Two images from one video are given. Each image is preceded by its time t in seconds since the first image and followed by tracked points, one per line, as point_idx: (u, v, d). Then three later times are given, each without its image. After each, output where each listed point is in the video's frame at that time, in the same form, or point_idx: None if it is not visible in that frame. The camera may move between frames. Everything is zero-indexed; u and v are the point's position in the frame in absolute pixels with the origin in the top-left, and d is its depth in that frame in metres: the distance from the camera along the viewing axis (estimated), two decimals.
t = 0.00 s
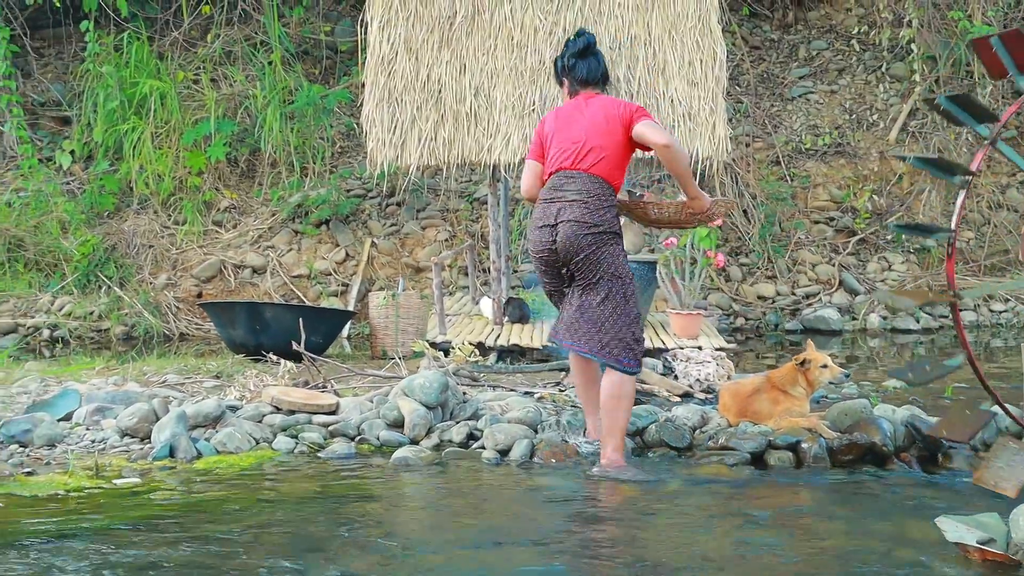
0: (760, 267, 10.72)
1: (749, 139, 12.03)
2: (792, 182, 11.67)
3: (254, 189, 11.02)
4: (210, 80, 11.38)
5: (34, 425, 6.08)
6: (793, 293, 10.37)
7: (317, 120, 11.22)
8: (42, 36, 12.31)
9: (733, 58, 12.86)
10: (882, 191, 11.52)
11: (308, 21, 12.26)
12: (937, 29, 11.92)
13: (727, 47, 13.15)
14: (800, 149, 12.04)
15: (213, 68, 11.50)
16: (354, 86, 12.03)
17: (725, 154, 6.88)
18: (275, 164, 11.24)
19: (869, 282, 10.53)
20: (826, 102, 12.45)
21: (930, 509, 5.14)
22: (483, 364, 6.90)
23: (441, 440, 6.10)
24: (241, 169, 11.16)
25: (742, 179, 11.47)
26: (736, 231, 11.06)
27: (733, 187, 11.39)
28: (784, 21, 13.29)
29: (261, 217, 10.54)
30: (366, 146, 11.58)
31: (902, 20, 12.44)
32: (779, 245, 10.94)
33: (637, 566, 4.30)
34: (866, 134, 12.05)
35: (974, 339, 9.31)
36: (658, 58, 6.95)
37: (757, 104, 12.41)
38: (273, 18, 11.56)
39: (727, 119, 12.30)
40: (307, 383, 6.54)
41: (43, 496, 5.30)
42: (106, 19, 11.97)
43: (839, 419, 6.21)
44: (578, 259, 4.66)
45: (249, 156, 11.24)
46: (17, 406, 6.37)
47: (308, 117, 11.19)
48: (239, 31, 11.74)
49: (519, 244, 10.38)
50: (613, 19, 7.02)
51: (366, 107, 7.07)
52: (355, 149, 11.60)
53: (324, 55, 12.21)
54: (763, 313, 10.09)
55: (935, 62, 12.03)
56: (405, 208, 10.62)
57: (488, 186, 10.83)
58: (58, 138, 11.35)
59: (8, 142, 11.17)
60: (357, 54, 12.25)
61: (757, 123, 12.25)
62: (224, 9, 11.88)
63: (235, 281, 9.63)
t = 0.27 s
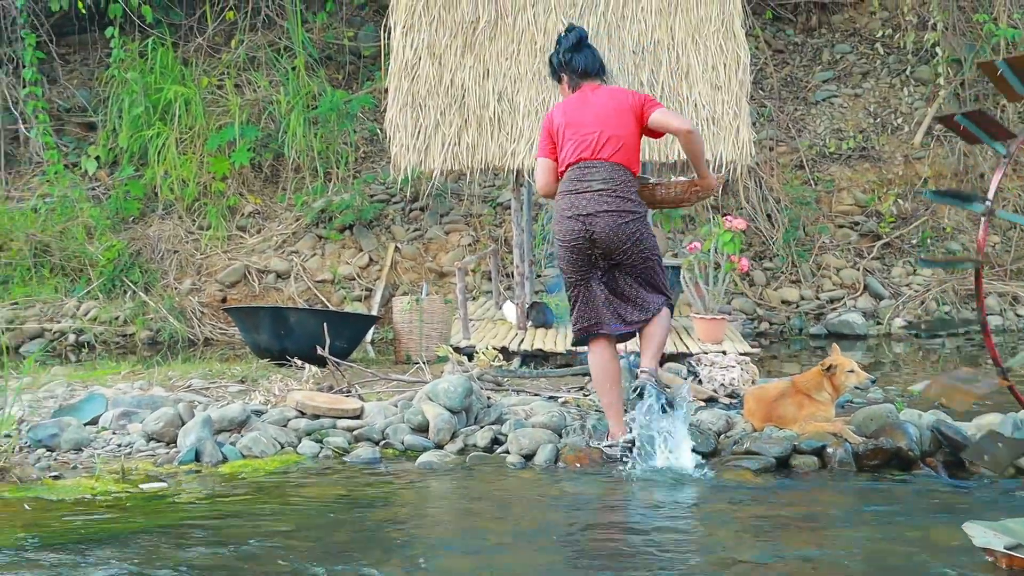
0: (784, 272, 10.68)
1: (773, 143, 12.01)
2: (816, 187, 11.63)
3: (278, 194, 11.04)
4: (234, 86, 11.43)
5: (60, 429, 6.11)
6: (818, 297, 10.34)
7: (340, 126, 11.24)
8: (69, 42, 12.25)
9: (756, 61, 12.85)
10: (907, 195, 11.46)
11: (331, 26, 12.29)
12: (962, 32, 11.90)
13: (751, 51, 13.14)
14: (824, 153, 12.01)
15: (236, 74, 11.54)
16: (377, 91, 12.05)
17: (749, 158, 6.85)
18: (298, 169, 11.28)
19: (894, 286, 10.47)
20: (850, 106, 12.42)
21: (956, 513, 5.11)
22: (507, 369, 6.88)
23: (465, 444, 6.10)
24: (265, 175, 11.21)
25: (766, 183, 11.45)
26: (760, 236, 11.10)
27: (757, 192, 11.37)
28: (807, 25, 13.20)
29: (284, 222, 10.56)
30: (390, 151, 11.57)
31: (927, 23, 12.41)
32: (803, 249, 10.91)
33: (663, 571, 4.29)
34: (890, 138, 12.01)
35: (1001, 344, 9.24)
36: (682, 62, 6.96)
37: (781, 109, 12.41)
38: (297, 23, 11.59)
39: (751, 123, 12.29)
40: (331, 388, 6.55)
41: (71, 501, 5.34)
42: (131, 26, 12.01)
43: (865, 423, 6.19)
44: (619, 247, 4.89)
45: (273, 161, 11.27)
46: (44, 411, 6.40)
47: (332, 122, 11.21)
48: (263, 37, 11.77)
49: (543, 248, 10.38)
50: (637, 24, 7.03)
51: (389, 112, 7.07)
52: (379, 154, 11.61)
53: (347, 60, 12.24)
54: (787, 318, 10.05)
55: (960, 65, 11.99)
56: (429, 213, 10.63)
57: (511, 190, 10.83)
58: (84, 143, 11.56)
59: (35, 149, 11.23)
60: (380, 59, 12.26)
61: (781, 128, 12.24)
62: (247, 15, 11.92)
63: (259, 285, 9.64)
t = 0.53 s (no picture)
0: (811, 276, 10.63)
1: (800, 148, 11.98)
2: (844, 191, 11.58)
3: (305, 200, 11.06)
4: (261, 92, 11.48)
5: (90, 433, 6.14)
6: (846, 302, 10.29)
7: (367, 131, 11.26)
8: (98, 49, 12.43)
9: (783, 66, 12.84)
10: (936, 199, 11.38)
11: (359, 32, 12.34)
12: (991, 36, 11.84)
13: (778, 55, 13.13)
14: (852, 157, 11.97)
15: (264, 80, 11.58)
16: (404, 96, 12.08)
17: (777, 163, 6.77)
18: (325, 175, 11.28)
19: (923, 291, 10.39)
20: (878, 110, 12.38)
21: (988, 520, 5.06)
22: (534, 374, 6.86)
23: (493, 449, 6.10)
24: (292, 180, 11.22)
25: (793, 188, 11.43)
26: (788, 240, 11.07)
27: (785, 197, 11.34)
28: (835, 29, 13.22)
29: (311, 227, 10.59)
30: (416, 156, 11.61)
31: (957, 27, 12.39)
32: (831, 254, 10.86)
33: None
34: (919, 142, 11.96)
35: None
36: (709, 67, 6.91)
37: (808, 113, 12.39)
38: (324, 29, 11.62)
39: (779, 127, 12.27)
40: (359, 392, 6.56)
41: (101, 505, 5.37)
42: (160, 33, 12.08)
43: (894, 429, 6.14)
44: (661, 243, 5.00)
45: (300, 167, 11.29)
46: (74, 415, 6.44)
47: (359, 127, 11.23)
48: (290, 43, 11.80)
49: (569, 253, 10.37)
50: (664, 29, 6.97)
51: (416, 118, 7.09)
52: (406, 159, 11.64)
53: (374, 66, 12.28)
54: (815, 322, 10.01)
55: (989, 68, 11.92)
56: (455, 217, 10.63)
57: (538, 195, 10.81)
58: (112, 149, 11.58)
59: (65, 155, 11.30)
60: (407, 64, 12.29)
61: (808, 131, 12.21)
62: (274, 21, 11.96)
63: (287, 291, 9.67)
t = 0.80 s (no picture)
0: (838, 280, 10.54)
1: (827, 151, 11.93)
2: (871, 195, 11.49)
3: (331, 204, 11.03)
4: (287, 96, 11.48)
5: (119, 436, 6.17)
6: (873, 305, 10.20)
7: (393, 135, 11.23)
8: (125, 54, 12.56)
9: (809, 69, 12.82)
10: (964, 203, 11.28)
11: (385, 37, 12.36)
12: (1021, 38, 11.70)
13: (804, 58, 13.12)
14: (879, 160, 11.90)
15: (290, 85, 11.58)
16: (430, 101, 12.04)
17: (804, 166, 6.74)
18: (352, 178, 11.23)
19: (950, 294, 10.29)
20: (905, 113, 12.34)
21: (1019, 525, 5.02)
22: (560, 378, 6.84)
23: (519, 453, 6.10)
24: (318, 184, 11.20)
25: (820, 192, 11.33)
26: (814, 243, 10.98)
27: (811, 200, 11.27)
28: (861, 32, 13.22)
29: (337, 231, 10.57)
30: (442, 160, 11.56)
31: (985, 30, 12.35)
32: (857, 258, 10.78)
33: None
34: (946, 144, 11.90)
35: None
36: (736, 72, 6.84)
37: (835, 116, 12.34)
38: (350, 34, 11.63)
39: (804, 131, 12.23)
40: (385, 396, 6.57)
41: (130, 507, 5.40)
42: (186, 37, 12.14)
43: (922, 432, 6.12)
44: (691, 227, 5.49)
45: (326, 171, 11.28)
46: (103, 419, 6.47)
47: (385, 132, 11.19)
48: (317, 47, 11.80)
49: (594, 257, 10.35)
50: (691, 32, 6.90)
51: (442, 122, 7.12)
52: (431, 163, 11.58)
53: (399, 70, 12.28)
54: (842, 326, 9.93)
55: (1018, 71, 11.83)
56: (481, 221, 10.59)
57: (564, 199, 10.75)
58: (139, 154, 11.61)
59: (92, 159, 11.37)
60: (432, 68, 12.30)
61: (835, 135, 12.16)
62: (301, 26, 11.98)
63: (312, 294, 9.65)
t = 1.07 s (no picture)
0: (868, 283, 10.32)
1: (855, 154, 11.66)
2: (901, 198, 11.26)
3: (358, 208, 10.60)
4: (314, 100, 11.06)
5: (148, 439, 6.20)
6: (902, 309, 9.97)
7: (420, 139, 10.77)
8: (153, 58, 12.13)
9: (838, 72, 12.62)
10: (994, 206, 11.10)
11: (411, 41, 11.85)
12: None
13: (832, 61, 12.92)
14: (908, 163, 11.66)
15: (317, 89, 11.13)
16: (457, 104, 11.47)
17: (832, 169, 6.76)
18: (378, 183, 10.80)
19: (981, 298, 10.12)
20: (934, 116, 12.08)
21: None
22: (587, 381, 6.84)
23: (547, 457, 6.10)
24: (345, 188, 10.78)
25: (848, 196, 11.01)
26: (842, 247, 10.67)
27: (840, 203, 10.95)
28: (890, 34, 13.00)
29: (365, 235, 10.15)
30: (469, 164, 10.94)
31: (1015, 32, 12.14)
32: (887, 261, 10.52)
33: None
34: (976, 147, 11.69)
35: None
36: (763, 74, 6.80)
37: (863, 119, 12.09)
38: (377, 36, 11.21)
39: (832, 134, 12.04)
40: (412, 399, 6.57)
41: (158, 510, 5.43)
42: (214, 43, 11.82)
43: (953, 437, 6.07)
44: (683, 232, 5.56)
45: (353, 175, 10.85)
46: (132, 421, 6.51)
47: (411, 135, 10.75)
48: (343, 52, 11.35)
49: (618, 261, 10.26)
50: (718, 35, 6.84)
51: (469, 125, 7.12)
52: (459, 167, 10.96)
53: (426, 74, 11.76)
54: (871, 330, 9.75)
55: None
56: (507, 225, 10.11)
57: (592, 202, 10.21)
58: (168, 158, 11.34)
59: (121, 164, 11.16)
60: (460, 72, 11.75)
61: (863, 138, 11.91)
62: (328, 30, 11.58)
63: (339, 298, 9.38)
